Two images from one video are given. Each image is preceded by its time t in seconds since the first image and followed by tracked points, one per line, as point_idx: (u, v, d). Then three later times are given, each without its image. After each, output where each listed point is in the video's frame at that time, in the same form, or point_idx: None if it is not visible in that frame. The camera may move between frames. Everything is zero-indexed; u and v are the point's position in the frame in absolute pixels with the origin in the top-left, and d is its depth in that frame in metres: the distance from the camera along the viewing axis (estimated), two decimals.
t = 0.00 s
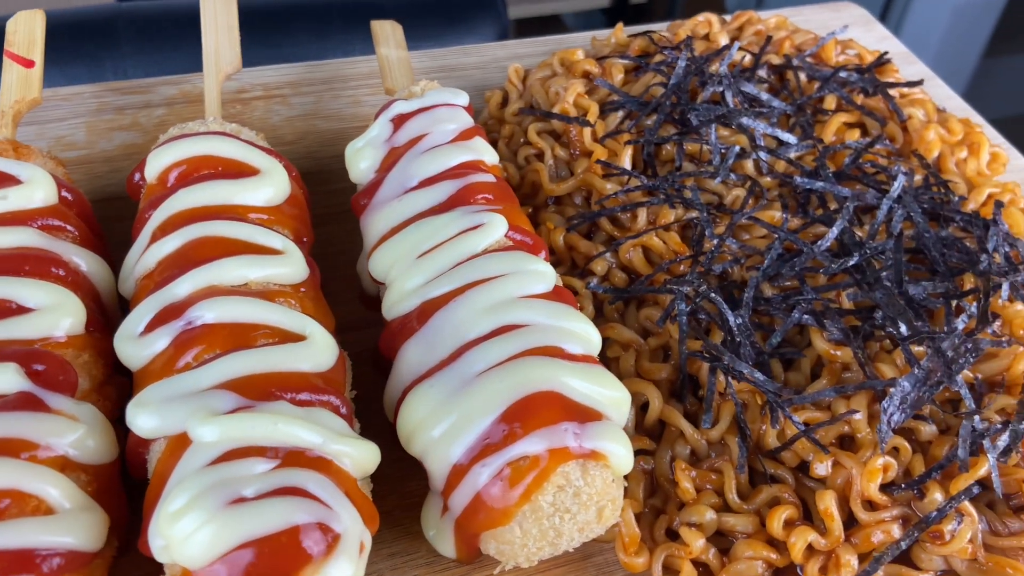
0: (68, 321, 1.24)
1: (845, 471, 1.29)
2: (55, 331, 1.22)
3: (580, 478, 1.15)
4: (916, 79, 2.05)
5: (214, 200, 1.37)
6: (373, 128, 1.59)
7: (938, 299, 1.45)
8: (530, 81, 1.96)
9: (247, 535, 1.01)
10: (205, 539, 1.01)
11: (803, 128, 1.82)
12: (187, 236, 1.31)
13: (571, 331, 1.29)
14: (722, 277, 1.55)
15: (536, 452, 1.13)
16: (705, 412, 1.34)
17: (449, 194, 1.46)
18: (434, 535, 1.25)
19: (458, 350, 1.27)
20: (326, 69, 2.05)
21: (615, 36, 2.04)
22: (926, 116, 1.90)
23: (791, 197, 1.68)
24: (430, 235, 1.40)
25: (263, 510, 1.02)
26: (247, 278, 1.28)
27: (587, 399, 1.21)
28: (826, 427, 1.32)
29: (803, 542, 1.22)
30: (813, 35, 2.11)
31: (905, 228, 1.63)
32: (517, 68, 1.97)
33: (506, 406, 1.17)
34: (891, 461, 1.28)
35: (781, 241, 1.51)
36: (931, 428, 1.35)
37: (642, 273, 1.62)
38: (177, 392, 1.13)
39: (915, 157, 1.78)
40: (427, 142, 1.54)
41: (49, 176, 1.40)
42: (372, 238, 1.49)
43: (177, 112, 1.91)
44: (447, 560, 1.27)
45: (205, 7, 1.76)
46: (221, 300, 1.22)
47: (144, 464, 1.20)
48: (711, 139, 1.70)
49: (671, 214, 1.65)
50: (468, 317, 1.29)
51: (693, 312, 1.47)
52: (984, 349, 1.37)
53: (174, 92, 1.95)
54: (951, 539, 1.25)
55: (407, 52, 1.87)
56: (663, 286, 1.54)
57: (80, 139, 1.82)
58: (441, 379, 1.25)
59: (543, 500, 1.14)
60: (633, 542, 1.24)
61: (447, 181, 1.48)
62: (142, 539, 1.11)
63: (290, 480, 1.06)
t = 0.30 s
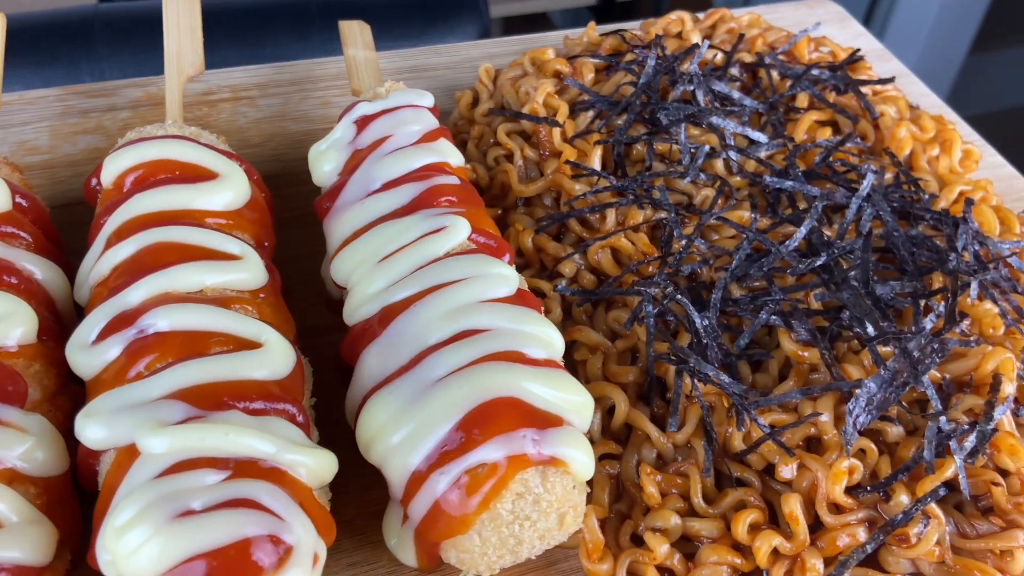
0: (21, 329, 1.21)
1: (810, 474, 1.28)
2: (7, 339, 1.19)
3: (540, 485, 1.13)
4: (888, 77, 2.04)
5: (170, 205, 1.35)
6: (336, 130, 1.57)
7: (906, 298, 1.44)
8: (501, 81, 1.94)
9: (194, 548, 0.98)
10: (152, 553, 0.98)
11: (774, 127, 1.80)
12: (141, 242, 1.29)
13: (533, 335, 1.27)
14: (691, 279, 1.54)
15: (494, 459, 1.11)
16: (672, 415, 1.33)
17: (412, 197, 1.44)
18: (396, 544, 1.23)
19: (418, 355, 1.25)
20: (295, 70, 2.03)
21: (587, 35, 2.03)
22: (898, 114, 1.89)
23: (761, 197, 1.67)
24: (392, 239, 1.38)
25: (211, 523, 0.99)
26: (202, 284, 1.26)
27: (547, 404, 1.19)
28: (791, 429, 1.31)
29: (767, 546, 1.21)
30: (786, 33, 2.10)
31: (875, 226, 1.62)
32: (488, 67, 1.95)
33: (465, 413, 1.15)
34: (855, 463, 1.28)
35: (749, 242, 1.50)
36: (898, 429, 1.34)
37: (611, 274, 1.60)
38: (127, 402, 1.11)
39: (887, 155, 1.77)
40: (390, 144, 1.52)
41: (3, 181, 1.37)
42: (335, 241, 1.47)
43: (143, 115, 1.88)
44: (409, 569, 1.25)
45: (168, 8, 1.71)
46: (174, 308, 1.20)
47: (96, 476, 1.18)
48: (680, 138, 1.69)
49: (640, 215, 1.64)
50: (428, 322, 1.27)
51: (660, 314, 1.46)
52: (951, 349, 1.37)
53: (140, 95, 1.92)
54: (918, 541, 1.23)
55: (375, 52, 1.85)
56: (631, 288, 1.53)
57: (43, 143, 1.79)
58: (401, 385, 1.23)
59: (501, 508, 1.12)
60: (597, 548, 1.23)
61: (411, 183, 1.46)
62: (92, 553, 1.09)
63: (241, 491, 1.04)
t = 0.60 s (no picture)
0: None
1: (781, 474, 1.25)
2: None
3: (501, 490, 1.09)
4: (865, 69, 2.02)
5: (122, 204, 1.31)
6: (298, 126, 1.54)
7: (880, 294, 1.41)
8: (472, 75, 1.90)
9: (137, 560, 0.94)
10: (93, 566, 0.95)
11: (749, 120, 1.77)
12: (91, 243, 1.25)
13: (497, 335, 1.24)
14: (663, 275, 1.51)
15: (453, 463, 1.08)
16: (642, 415, 1.29)
17: (375, 194, 1.40)
18: (356, 551, 1.19)
19: (377, 357, 1.22)
20: (263, 66, 1.98)
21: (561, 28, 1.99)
22: (875, 106, 1.87)
23: (735, 192, 1.64)
24: (353, 237, 1.34)
25: (155, 534, 0.96)
26: (154, 285, 1.22)
27: (510, 406, 1.16)
28: (762, 429, 1.28)
29: (737, 549, 1.18)
30: (763, 25, 2.07)
31: (849, 220, 1.59)
32: (459, 62, 1.91)
33: (424, 416, 1.12)
34: (827, 463, 1.24)
35: (722, 237, 1.47)
36: (871, 428, 1.31)
37: (582, 272, 1.57)
38: (71, 409, 1.08)
39: (864, 148, 1.74)
40: (354, 140, 1.48)
41: None
42: (297, 240, 1.43)
43: (106, 113, 1.84)
44: None
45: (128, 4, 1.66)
46: (123, 310, 1.16)
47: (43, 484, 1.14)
48: (653, 132, 1.65)
49: (612, 210, 1.60)
50: (388, 322, 1.23)
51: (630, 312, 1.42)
52: (925, 345, 1.34)
53: (103, 92, 1.88)
54: (891, 543, 1.20)
55: (343, 47, 1.81)
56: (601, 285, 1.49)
57: (2, 142, 1.74)
58: (360, 388, 1.19)
59: (461, 514, 1.08)
60: (562, 553, 1.19)
61: (374, 180, 1.42)
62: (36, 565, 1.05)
63: (188, 500, 1.00)
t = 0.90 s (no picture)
0: None
1: (749, 480, 1.24)
2: None
3: (461, 500, 1.08)
4: (841, 67, 2.00)
5: (77, 210, 1.28)
6: (262, 129, 1.51)
7: (851, 295, 1.40)
8: (444, 76, 1.88)
9: None
10: None
11: (723, 119, 1.75)
12: (44, 250, 1.22)
13: (460, 341, 1.21)
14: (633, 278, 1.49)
15: (411, 473, 1.06)
16: (609, 421, 1.27)
17: (339, 197, 1.38)
18: (317, 563, 1.17)
19: (337, 364, 1.19)
20: (233, 67, 1.96)
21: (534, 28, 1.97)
22: (849, 105, 1.85)
23: (707, 192, 1.63)
24: (315, 242, 1.32)
25: (101, 550, 0.93)
26: (107, 293, 1.19)
27: (471, 414, 1.13)
28: (731, 433, 1.27)
29: (704, 556, 1.16)
30: (739, 23, 2.05)
31: (821, 221, 1.58)
32: (431, 62, 1.89)
33: (382, 426, 1.10)
34: (795, 469, 1.23)
35: (692, 239, 1.45)
36: (841, 432, 1.30)
37: (553, 275, 1.55)
38: (19, 421, 1.05)
39: (838, 147, 1.73)
40: (318, 142, 1.46)
41: None
42: (259, 245, 1.41)
43: (72, 116, 1.81)
44: None
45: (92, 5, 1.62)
46: (74, 319, 1.13)
47: None
48: (625, 133, 1.63)
49: (583, 212, 1.58)
50: (349, 329, 1.21)
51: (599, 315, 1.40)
52: (894, 347, 1.33)
53: (69, 95, 1.85)
54: (859, 549, 1.18)
55: (311, 47, 1.78)
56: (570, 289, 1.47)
57: None
58: (319, 396, 1.17)
59: (420, 525, 1.06)
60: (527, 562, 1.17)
61: (338, 183, 1.40)
62: None
63: (137, 514, 0.98)
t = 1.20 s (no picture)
0: None
1: (713, 491, 1.23)
2: None
3: (418, 517, 1.06)
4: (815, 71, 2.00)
5: (33, 223, 1.26)
6: (225, 138, 1.50)
7: (818, 303, 1.39)
8: (415, 82, 1.87)
9: None
10: None
11: (695, 125, 1.74)
12: None
13: (421, 354, 1.20)
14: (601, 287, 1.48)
15: (367, 490, 1.05)
16: (574, 433, 1.26)
17: (301, 208, 1.37)
18: None
19: (295, 379, 1.18)
20: (203, 74, 1.94)
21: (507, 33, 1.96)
22: (822, 109, 1.85)
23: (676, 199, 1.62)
24: (276, 254, 1.31)
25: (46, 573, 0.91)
26: (61, 309, 1.18)
27: (429, 429, 1.12)
28: (695, 444, 1.26)
29: (666, 569, 1.15)
30: (713, 27, 2.04)
31: (791, 228, 1.57)
32: (402, 68, 1.88)
33: (338, 442, 1.08)
34: (758, 480, 1.22)
35: (660, 247, 1.44)
36: (806, 441, 1.29)
37: (521, 283, 1.54)
38: None
39: (809, 152, 1.72)
40: (281, 152, 1.44)
41: None
42: (221, 256, 1.39)
43: (39, 125, 1.79)
44: None
45: (56, 13, 1.60)
46: (26, 336, 1.12)
47: None
48: (594, 140, 1.62)
49: (552, 220, 1.57)
50: (307, 343, 1.20)
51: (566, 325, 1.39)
52: (859, 355, 1.33)
53: (37, 104, 1.83)
54: (823, 561, 1.18)
55: (279, 54, 1.76)
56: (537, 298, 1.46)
57: None
58: (276, 411, 1.16)
59: (376, 542, 1.05)
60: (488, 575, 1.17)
61: (300, 193, 1.38)
62: None
63: (87, 536, 0.96)
